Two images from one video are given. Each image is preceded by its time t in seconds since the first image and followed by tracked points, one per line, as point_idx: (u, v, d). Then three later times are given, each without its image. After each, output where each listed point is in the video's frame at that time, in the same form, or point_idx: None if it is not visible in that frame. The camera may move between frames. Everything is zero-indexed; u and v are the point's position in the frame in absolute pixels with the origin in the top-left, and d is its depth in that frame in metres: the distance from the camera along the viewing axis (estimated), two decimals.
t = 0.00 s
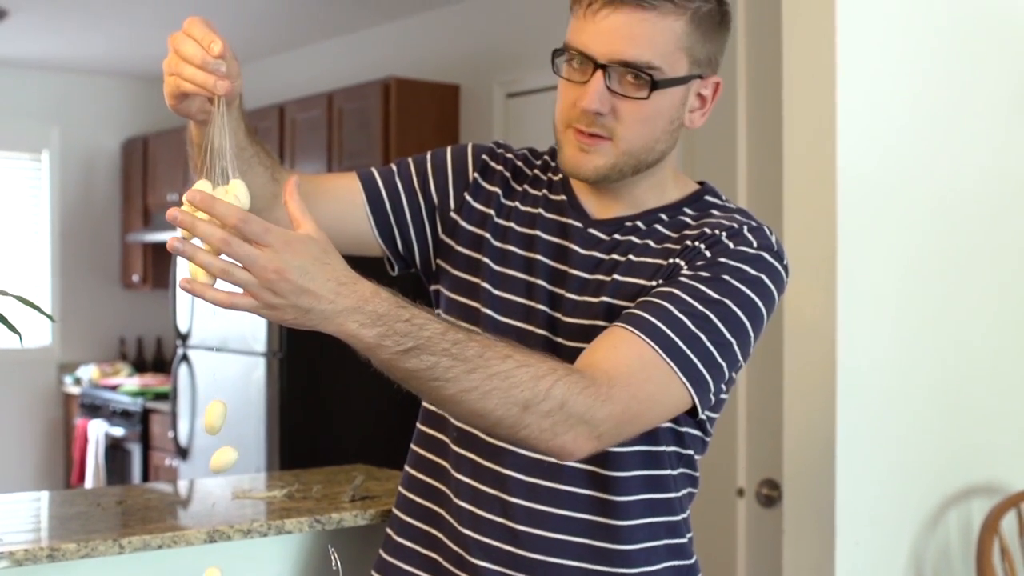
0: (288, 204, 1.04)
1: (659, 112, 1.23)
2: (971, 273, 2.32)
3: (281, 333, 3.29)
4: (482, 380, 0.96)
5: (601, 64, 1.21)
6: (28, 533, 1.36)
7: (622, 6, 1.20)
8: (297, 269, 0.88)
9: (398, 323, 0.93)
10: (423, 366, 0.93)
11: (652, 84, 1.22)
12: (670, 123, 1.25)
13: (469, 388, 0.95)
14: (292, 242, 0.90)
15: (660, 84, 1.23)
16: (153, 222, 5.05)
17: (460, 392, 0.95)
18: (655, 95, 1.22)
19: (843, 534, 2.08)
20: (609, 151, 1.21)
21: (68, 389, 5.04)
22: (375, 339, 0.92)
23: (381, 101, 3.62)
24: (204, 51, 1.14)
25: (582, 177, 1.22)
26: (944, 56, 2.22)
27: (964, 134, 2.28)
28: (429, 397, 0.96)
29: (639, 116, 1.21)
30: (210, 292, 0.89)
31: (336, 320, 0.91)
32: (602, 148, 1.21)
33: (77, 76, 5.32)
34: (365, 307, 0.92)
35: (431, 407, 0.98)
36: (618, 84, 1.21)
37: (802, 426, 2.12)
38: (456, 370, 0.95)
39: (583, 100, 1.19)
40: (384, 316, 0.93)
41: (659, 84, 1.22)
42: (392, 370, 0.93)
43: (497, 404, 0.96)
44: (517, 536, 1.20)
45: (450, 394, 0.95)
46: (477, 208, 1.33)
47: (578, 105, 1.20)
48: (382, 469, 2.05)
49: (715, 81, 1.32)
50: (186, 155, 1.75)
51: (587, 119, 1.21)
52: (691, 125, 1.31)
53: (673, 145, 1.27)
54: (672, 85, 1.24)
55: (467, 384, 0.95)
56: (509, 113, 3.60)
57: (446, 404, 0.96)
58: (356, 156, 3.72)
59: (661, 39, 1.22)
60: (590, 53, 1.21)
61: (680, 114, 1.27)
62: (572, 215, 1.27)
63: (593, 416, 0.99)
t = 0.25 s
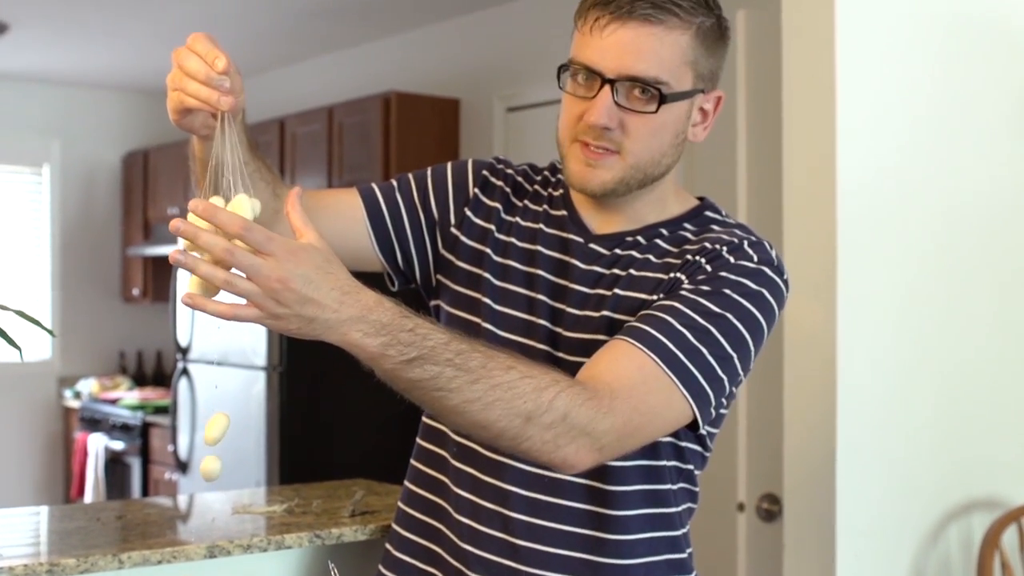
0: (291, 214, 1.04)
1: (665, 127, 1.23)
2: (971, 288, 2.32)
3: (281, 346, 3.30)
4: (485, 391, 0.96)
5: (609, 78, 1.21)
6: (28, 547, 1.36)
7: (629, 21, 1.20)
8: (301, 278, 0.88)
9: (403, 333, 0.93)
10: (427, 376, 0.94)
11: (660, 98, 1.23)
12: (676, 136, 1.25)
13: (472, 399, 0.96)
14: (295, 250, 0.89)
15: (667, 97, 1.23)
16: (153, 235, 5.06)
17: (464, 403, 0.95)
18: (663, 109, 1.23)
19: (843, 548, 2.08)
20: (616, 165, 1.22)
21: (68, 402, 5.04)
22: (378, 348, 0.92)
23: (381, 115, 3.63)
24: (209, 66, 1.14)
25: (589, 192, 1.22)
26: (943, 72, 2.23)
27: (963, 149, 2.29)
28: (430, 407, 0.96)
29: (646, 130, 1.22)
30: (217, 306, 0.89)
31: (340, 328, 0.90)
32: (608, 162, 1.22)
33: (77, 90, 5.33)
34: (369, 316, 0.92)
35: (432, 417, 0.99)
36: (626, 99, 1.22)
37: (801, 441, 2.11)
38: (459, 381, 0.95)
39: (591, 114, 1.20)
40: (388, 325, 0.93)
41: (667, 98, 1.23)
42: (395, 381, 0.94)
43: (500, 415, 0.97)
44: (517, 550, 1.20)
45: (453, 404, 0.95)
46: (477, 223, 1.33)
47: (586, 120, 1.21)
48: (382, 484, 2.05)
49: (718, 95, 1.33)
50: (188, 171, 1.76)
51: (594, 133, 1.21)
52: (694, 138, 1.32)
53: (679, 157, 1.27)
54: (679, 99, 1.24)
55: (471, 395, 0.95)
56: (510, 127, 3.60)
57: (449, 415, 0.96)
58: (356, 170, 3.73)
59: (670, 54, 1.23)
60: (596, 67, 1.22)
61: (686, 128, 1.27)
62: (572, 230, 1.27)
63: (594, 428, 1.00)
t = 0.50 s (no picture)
0: (294, 232, 1.07)
1: (652, 142, 1.23)
2: (971, 300, 2.32)
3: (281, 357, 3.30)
4: (489, 408, 0.95)
5: (597, 90, 1.21)
6: (26, 561, 1.36)
7: (620, 33, 1.21)
8: (305, 293, 0.88)
9: (406, 348, 0.93)
10: (431, 392, 0.93)
11: (648, 112, 1.23)
12: (667, 152, 1.25)
13: (476, 415, 0.95)
14: (300, 265, 0.90)
15: (654, 112, 1.23)
16: (153, 247, 5.06)
17: (468, 419, 0.95)
18: (650, 123, 1.23)
19: (843, 561, 2.07)
20: (605, 177, 1.21)
21: (67, 415, 5.03)
22: (383, 364, 0.91)
23: (382, 127, 3.63)
24: (212, 88, 1.14)
25: (578, 204, 1.22)
26: (943, 85, 2.23)
27: (963, 162, 2.29)
28: (435, 423, 0.96)
29: (634, 143, 1.22)
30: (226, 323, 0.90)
31: (347, 347, 0.90)
32: (597, 174, 1.21)
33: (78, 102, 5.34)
34: (372, 332, 0.91)
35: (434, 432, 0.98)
36: (614, 111, 1.22)
37: (801, 454, 2.11)
38: (463, 398, 0.94)
39: (579, 124, 1.20)
40: (392, 340, 0.92)
41: (654, 113, 1.23)
42: (399, 397, 0.93)
43: (503, 431, 0.96)
44: (518, 564, 1.19)
45: (456, 420, 0.95)
46: (476, 237, 1.33)
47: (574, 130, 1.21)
48: (381, 497, 2.04)
49: (713, 113, 1.33)
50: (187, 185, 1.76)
51: (581, 144, 1.21)
52: (687, 154, 1.31)
53: (670, 174, 1.26)
54: (668, 114, 1.24)
55: (474, 411, 0.95)
56: (509, 139, 3.60)
57: (453, 431, 0.96)
58: (356, 183, 3.73)
59: (659, 68, 1.23)
60: (587, 79, 1.22)
61: (677, 144, 1.27)
62: (571, 243, 1.27)
63: (596, 445, 0.99)
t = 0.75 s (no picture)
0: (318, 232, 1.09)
1: (636, 151, 1.22)
2: (971, 312, 2.32)
3: (280, 366, 3.30)
4: (525, 434, 0.95)
5: (586, 94, 1.22)
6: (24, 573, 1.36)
7: (613, 39, 1.22)
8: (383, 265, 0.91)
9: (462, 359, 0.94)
10: (479, 406, 0.94)
11: (631, 122, 1.22)
12: (651, 164, 1.24)
13: (513, 439, 0.95)
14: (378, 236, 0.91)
15: (638, 122, 1.23)
16: (152, 258, 5.06)
17: (504, 443, 0.95)
18: (633, 133, 1.22)
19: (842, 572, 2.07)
20: (585, 183, 1.20)
21: (66, 425, 5.03)
22: (440, 370, 0.93)
23: (381, 139, 3.63)
24: (209, 103, 1.14)
25: (559, 209, 1.21)
26: (941, 97, 2.23)
27: (962, 174, 2.29)
28: (470, 443, 0.95)
29: (615, 151, 1.21)
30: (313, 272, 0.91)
31: (415, 355, 0.92)
32: (577, 179, 1.20)
33: (78, 113, 5.35)
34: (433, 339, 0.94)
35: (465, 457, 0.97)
36: (600, 117, 1.21)
37: (801, 466, 2.11)
38: (504, 420, 0.95)
39: (563, 126, 1.20)
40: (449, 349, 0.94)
41: (638, 123, 1.23)
42: (445, 408, 0.94)
43: (534, 463, 0.96)
44: None
45: (493, 442, 0.95)
46: (472, 251, 1.32)
47: (559, 133, 1.21)
48: (380, 508, 2.04)
49: (705, 131, 1.33)
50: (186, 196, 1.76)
51: (566, 147, 1.21)
52: (676, 170, 1.30)
53: (654, 188, 1.25)
54: (653, 126, 1.24)
55: (511, 435, 0.95)
56: (509, 150, 3.61)
57: (487, 454, 0.95)
58: (355, 193, 3.74)
59: (648, 78, 1.23)
60: (578, 83, 1.23)
61: (663, 158, 1.26)
62: (565, 254, 1.26)
63: (615, 488, 1.00)
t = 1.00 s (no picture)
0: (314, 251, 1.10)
1: (633, 167, 1.23)
2: (969, 323, 2.32)
3: (278, 375, 3.30)
4: (516, 455, 0.98)
5: (582, 109, 1.22)
6: None
7: (608, 55, 1.22)
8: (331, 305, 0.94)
9: (447, 386, 0.98)
10: (467, 429, 0.97)
11: (627, 138, 1.23)
12: (647, 179, 1.24)
13: (503, 460, 0.97)
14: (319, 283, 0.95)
15: (634, 137, 1.23)
16: (151, 268, 5.06)
17: (495, 463, 0.97)
18: (628, 148, 1.22)
19: None
20: (581, 199, 1.21)
21: (64, 434, 5.02)
22: (426, 397, 0.96)
23: (379, 148, 3.64)
24: (201, 121, 1.14)
25: (557, 224, 1.22)
26: (939, 108, 2.23)
27: (960, 185, 2.29)
28: (462, 467, 0.98)
29: (613, 166, 1.22)
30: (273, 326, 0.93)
31: (398, 384, 0.96)
32: (574, 195, 1.21)
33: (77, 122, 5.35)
34: (419, 369, 0.97)
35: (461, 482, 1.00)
36: (596, 133, 1.22)
37: (799, 476, 2.11)
38: (493, 440, 0.97)
39: (560, 143, 1.21)
40: (433, 376, 0.98)
41: (633, 139, 1.23)
42: (435, 434, 0.97)
43: (527, 481, 0.97)
44: None
45: (484, 463, 0.97)
46: (470, 263, 1.32)
47: (557, 150, 1.22)
48: (377, 519, 2.04)
49: (703, 144, 1.33)
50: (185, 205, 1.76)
51: (562, 163, 1.22)
52: (674, 183, 1.30)
53: (652, 203, 1.25)
54: (649, 141, 1.24)
55: (502, 455, 0.97)
56: (506, 159, 3.61)
57: (481, 477, 0.98)
58: (353, 203, 3.74)
59: (644, 94, 1.23)
60: (574, 98, 1.23)
61: (661, 171, 1.26)
62: (563, 267, 1.26)
63: (613, 502, 1.00)
